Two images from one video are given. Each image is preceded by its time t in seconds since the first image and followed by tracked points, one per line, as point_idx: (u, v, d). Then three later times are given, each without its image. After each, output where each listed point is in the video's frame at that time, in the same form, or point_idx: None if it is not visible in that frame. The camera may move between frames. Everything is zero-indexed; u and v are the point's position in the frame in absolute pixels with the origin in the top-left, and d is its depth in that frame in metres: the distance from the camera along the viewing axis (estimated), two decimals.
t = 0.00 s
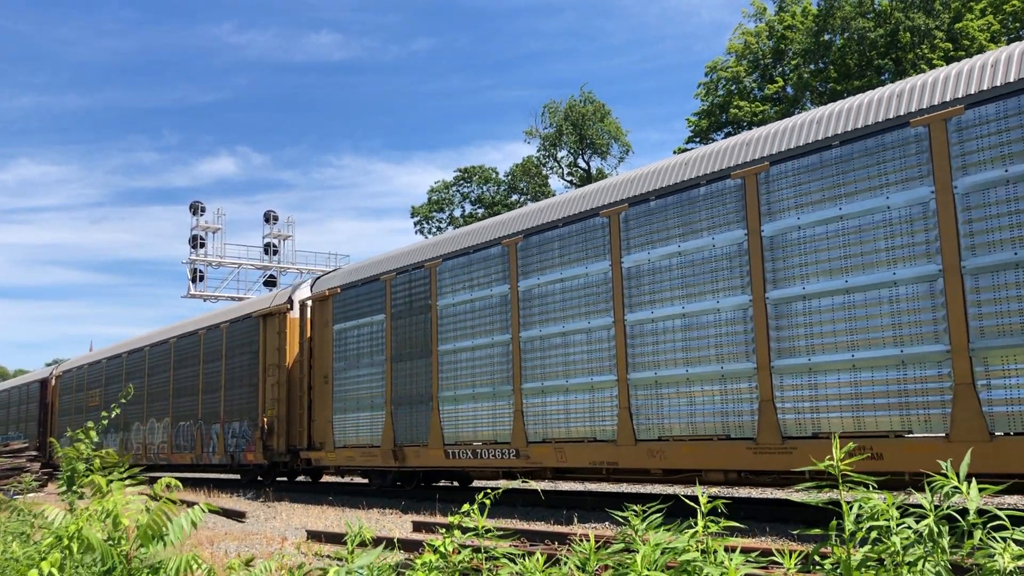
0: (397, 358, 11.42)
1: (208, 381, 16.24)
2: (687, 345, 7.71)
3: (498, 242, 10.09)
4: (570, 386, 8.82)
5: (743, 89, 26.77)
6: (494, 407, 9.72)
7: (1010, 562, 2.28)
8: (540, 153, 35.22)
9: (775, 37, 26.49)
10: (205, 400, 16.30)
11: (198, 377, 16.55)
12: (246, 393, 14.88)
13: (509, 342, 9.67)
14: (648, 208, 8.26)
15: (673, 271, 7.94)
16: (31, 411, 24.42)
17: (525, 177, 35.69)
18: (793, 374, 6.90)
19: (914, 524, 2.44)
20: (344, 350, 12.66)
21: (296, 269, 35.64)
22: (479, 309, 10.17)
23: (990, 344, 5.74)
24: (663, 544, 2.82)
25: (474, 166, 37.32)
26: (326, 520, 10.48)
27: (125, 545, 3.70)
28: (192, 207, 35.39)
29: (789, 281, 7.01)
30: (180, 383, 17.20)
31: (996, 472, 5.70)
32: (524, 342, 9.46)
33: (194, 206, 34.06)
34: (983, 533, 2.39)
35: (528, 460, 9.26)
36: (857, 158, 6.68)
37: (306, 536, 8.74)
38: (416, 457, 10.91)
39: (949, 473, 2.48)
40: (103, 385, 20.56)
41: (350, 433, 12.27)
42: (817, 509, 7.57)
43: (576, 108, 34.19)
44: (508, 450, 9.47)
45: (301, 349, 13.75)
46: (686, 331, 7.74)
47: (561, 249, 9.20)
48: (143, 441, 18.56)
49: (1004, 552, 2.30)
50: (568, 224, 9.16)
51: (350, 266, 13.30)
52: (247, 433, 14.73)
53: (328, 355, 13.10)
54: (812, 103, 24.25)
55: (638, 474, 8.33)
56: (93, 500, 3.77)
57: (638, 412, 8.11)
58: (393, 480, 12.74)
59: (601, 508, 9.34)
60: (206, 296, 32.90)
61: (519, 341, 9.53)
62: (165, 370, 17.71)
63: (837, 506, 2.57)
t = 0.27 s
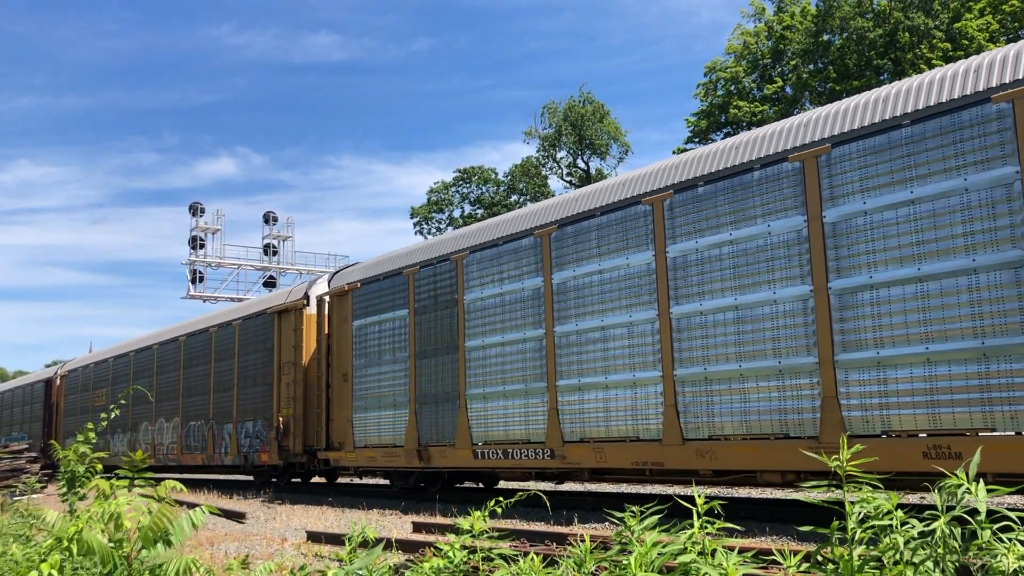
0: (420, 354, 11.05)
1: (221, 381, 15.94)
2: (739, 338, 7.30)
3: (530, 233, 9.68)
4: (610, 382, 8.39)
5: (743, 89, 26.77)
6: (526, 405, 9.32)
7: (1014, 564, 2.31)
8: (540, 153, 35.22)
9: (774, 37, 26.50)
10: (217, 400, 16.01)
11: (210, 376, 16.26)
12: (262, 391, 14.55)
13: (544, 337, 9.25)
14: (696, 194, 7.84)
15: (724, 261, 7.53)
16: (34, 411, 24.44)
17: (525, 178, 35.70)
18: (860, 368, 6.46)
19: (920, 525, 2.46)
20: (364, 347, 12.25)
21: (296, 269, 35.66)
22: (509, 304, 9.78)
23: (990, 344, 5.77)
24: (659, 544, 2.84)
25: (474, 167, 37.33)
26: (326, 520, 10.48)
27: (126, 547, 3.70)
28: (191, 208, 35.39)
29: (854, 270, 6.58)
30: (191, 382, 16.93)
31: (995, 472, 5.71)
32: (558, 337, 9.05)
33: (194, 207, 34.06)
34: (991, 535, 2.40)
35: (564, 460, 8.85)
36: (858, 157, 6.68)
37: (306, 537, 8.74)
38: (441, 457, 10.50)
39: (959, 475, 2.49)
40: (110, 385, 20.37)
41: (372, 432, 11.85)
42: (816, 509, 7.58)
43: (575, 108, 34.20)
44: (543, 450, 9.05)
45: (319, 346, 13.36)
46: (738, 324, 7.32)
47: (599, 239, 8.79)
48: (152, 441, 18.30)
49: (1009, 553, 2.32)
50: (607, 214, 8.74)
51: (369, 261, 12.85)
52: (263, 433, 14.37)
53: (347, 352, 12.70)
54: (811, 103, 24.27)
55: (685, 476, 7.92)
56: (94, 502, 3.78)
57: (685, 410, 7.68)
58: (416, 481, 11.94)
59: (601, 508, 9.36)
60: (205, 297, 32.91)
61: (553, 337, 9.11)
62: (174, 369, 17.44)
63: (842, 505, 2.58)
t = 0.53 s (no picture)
0: (446, 350, 10.53)
1: (233, 379, 15.56)
2: (800, 332, 6.74)
3: (564, 222, 9.12)
4: (652, 379, 7.84)
5: (743, 89, 26.76)
6: (561, 404, 8.78)
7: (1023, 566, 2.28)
8: (540, 154, 35.20)
9: (774, 38, 26.48)
10: (229, 399, 15.65)
11: (221, 374, 15.92)
12: (278, 390, 14.11)
13: (581, 332, 8.68)
14: (749, 178, 7.26)
15: (782, 249, 6.96)
16: (36, 410, 24.39)
17: (525, 178, 35.69)
18: (934, 363, 5.88)
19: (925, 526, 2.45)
20: (385, 343, 11.70)
21: (296, 270, 35.64)
22: (541, 297, 9.23)
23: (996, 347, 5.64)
24: (661, 545, 2.83)
25: (474, 167, 37.33)
26: (326, 521, 10.46)
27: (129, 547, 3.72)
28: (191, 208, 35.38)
29: (930, 258, 5.99)
30: (201, 380, 16.59)
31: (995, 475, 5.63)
32: (596, 332, 8.49)
33: (194, 207, 34.05)
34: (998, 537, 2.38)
35: (603, 460, 8.33)
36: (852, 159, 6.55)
37: (305, 538, 8.72)
38: (472, 458, 9.97)
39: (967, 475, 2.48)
40: (117, 383, 20.11)
41: (394, 431, 11.30)
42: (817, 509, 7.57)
43: (576, 108, 34.19)
44: (579, 450, 8.54)
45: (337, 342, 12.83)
46: (798, 317, 6.76)
47: (641, 227, 8.20)
48: (160, 441, 18.02)
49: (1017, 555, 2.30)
50: (649, 200, 8.16)
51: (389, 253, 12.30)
52: (278, 432, 13.94)
53: (367, 350, 12.19)
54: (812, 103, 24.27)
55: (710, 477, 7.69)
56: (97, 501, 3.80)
57: (739, 408, 7.12)
58: (441, 481, 11.39)
59: (601, 509, 9.35)
60: (205, 297, 32.90)
61: (590, 332, 8.54)
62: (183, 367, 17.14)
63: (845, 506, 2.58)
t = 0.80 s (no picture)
0: (473, 345, 10.27)
1: (247, 375, 15.32)
2: (867, 324, 6.43)
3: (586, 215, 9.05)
4: (702, 374, 7.59)
5: (743, 89, 26.75)
6: (599, 400, 8.53)
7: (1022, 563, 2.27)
8: (540, 153, 35.19)
9: (775, 37, 26.47)
10: (243, 395, 15.43)
11: (235, 370, 15.70)
12: (294, 386, 13.84)
13: (622, 325, 8.42)
14: (810, 161, 6.95)
15: (846, 236, 6.66)
16: (40, 408, 24.51)
17: (525, 177, 35.69)
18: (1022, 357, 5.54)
19: (927, 525, 2.45)
20: (409, 337, 11.41)
21: (296, 269, 35.68)
22: (578, 290, 8.97)
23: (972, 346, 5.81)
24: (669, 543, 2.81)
25: (474, 166, 37.32)
26: (326, 520, 10.46)
27: (126, 544, 3.70)
28: (191, 207, 35.38)
29: (1015, 243, 5.65)
30: (214, 377, 16.39)
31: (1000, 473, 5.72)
32: (638, 325, 8.23)
33: (194, 206, 34.08)
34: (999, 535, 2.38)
35: (646, 460, 8.07)
36: (857, 158, 6.66)
37: (306, 536, 8.72)
38: (501, 456, 9.67)
39: (967, 474, 2.47)
40: (126, 379, 20.01)
41: (419, 430, 10.99)
42: (818, 508, 7.56)
43: (576, 107, 34.18)
44: (622, 450, 8.28)
45: (358, 337, 12.49)
46: (864, 308, 6.46)
47: (688, 214, 7.94)
48: (170, 438, 17.88)
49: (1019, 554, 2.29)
50: (699, 186, 7.86)
51: (412, 246, 11.97)
52: (295, 430, 13.68)
53: (389, 345, 11.83)
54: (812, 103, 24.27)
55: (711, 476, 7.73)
56: (94, 499, 3.77)
57: (798, 405, 6.83)
58: (468, 480, 11.03)
59: (601, 508, 9.35)
60: (206, 296, 32.90)
61: (632, 325, 8.28)
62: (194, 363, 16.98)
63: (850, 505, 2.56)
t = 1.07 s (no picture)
0: (504, 338, 10.02)
1: (262, 370, 15.18)
2: (942, 313, 6.15)
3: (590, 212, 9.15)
4: (757, 368, 7.30)
5: (743, 86, 26.72)
6: (643, 394, 8.25)
7: None
8: (540, 151, 35.17)
9: (775, 34, 26.43)
10: (257, 391, 15.24)
11: (248, 365, 15.57)
12: (311, 381, 13.71)
13: (667, 315, 8.14)
14: (879, 140, 6.66)
15: (919, 219, 6.38)
16: (44, 404, 24.51)
17: (525, 175, 35.68)
18: None
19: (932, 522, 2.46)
20: (435, 329, 11.15)
21: (296, 266, 35.67)
22: (619, 279, 8.67)
23: (987, 341, 5.88)
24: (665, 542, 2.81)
25: (474, 164, 37.29)
26: (326, 517, 10.47)
27: (124, 542, 3.69)
28: (191, 205, 35.34)
29: None
30: (227, 372, 16.28)
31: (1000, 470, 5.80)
32: (685, 315, 7.96)
33: (194, 204, 34.08)
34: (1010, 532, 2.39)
35: (696, 458, 7.78)
36: (859, 155, 6.80)
37: (306, 533, 8.74)
38: (535, 454, 9.46)
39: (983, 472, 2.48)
40: (134, 375, 19.97)
41: (445, 426, 10.71)
42: (816, 506, 7.57)
43: (576, 105, 34.16)
44: (669, 447, 7.99)
45: (380, 330, 12.24)
46: (940, 296, 6.16)
47: (742, 198, 7.64)
48: (181, 434, 17.79)
49: None
50: (752, 168, 7.58)
51: (437, 236, 11.71)
52: (313, 426, 13.54)
53: (412, 337, 11.56)
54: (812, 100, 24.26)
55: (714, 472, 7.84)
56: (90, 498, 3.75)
57: (866, 399, 6.54)
58: (499, 480, 10.58)
59: (601, 505, 9.39)
60: (205, 293, 32.90)
61: (679, 315, 8.01)
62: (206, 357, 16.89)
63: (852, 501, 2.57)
